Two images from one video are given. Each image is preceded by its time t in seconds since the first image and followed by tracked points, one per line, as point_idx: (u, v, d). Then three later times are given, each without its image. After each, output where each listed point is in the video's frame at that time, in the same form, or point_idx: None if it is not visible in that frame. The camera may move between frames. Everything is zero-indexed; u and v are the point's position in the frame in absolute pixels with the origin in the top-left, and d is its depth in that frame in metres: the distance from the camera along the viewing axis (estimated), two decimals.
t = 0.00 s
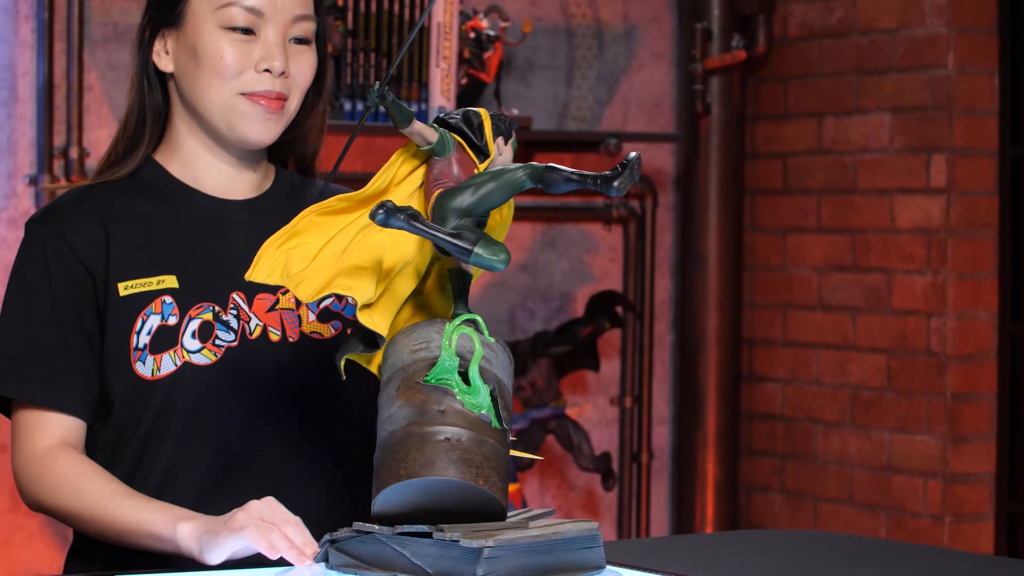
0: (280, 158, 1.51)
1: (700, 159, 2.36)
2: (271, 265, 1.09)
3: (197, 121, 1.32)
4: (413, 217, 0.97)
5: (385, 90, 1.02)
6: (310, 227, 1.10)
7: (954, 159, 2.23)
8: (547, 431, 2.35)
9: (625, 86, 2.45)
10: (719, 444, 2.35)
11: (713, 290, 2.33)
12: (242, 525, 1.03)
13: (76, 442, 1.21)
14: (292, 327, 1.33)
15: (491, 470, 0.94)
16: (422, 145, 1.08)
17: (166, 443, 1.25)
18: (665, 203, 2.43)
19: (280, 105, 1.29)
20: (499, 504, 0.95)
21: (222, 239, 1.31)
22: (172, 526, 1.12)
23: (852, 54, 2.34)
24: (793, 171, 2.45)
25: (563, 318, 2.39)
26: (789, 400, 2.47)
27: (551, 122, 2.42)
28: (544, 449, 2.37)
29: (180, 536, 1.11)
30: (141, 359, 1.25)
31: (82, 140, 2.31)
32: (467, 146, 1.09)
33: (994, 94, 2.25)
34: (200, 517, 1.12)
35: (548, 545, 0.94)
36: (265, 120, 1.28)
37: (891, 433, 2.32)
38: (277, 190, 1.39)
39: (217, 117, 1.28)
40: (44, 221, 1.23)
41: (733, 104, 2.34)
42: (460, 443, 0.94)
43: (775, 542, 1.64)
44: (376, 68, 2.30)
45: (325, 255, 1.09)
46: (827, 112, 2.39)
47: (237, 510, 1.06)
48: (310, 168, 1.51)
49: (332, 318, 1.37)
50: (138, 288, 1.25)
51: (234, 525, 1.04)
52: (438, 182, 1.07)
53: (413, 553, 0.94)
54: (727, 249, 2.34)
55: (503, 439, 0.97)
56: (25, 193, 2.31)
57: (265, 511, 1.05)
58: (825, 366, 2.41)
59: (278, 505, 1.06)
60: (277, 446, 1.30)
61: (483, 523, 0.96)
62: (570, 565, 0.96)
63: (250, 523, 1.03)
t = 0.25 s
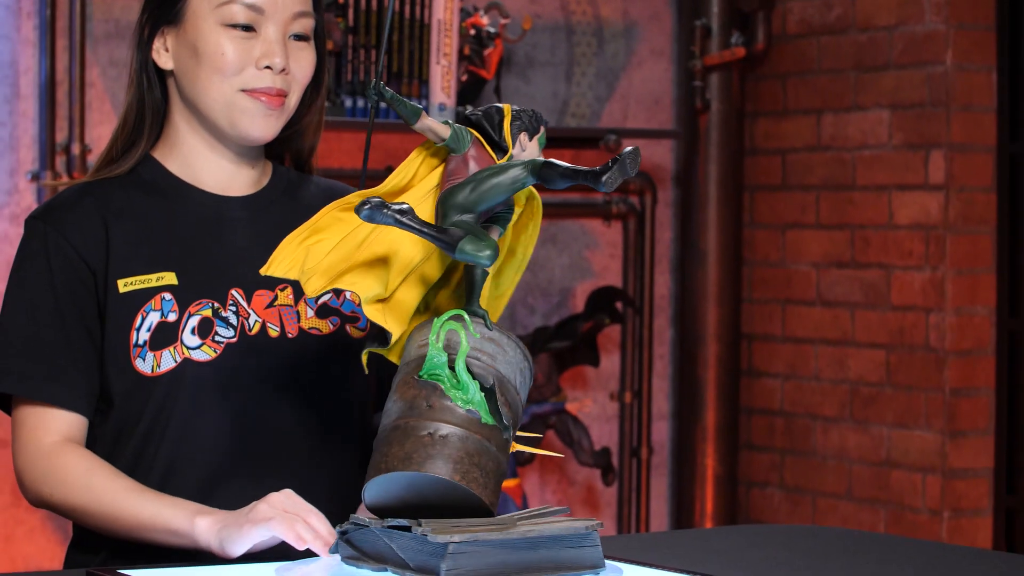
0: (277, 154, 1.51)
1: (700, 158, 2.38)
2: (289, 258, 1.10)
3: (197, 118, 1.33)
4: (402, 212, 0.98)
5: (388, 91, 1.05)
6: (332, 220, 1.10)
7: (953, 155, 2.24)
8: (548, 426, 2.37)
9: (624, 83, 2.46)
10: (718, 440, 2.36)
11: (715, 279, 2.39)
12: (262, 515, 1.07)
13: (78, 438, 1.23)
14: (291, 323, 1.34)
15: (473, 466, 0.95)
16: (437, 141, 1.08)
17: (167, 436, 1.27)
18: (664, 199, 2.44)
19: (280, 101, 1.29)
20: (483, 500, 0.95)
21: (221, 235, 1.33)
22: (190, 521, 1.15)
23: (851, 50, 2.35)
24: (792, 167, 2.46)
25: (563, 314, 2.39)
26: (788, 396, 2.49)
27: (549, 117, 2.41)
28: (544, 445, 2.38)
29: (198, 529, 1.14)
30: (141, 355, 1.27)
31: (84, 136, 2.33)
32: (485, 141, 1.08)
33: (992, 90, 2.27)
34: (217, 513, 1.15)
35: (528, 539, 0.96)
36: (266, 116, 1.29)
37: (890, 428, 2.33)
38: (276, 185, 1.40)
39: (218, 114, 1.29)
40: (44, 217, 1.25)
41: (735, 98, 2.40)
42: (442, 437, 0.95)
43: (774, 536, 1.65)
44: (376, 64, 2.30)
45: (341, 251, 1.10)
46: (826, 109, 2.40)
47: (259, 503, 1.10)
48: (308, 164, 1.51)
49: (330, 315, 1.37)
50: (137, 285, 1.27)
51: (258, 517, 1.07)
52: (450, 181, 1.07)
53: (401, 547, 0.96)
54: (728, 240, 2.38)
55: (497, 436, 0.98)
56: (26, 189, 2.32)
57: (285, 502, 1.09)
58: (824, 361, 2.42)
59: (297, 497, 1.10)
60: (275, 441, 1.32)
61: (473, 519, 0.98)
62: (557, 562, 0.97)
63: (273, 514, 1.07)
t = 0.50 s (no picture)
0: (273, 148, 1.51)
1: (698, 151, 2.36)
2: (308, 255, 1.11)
3: (194, 113, 1.33)
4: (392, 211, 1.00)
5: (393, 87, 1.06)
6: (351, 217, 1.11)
7: (953, 151, 2.24)
8: (547, 422, 2.36)
9: (624, 79, 2.46)
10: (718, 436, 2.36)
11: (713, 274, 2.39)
12: (284, 508, 1.11)
13: (83, 432, 1.23)
14: (289, 319, 1.34)
15: (456, 462, 0.95)
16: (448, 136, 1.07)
17: (167, 432, 1.27)
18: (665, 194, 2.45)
19: (277, 95, 1.29)
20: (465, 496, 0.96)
21: (219, 231, 1.33)
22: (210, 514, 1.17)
23: (851, 46, 2.35)
24: (791, 163, 2.46)
25: (563, 310, 2.40)
26: (788, 391, 2.49)
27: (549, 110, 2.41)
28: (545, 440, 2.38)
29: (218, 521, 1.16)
30: (139, 351, 1.27)
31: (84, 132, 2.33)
32: (497, 136, 1.07)
33: (992, 86, 2.27)
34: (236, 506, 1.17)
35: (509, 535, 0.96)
36: (263, 109, 1.29)
37: (890, 424, 2.33)
38: (273, 179, 1.40)
39: (214, 108, 1.29)
40: (43, 213, 1.25)
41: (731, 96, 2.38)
42: (427, 432, 0.96)
43: (773, 531, 1.65)
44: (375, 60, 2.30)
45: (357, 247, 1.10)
46: (826, 104, 2.40)
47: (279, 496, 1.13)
48: (304, 159, 1.50)
49: (328, 310, 1.38)
50: (136, 281, 1.27)
51: (279, 511, 1.11)
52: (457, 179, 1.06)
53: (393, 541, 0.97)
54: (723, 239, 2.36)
55: (490, 432, 0.98)
56: (27, 185, 2.33)
57: (305, 495, 1.13)
58: (824, 357, 2.43)
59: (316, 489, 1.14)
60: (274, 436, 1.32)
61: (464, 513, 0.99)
62: (546, 558, 0.98)
63: (293, 508, 1.11)
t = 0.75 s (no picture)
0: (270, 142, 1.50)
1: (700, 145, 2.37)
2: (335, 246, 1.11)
3: (190, 106, 1.33)
4: (390, 205, 1.01)
5: (402, 82, 1.06)
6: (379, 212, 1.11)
7: (953, 145, 2.24)
8: (548, 416, 2.38)
9: (623, 73, 2.48)
10: (718, 431, 2.37)
11: (713, 269, 2.40)
12: (307, 502, 1.11)
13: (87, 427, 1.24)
14: (287, 314, 1.34)
15: (438, 456, 0.97)
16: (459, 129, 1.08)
17: (165, 427, 1.27)
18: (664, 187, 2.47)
19: (275, 87, 1.29)
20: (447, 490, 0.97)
21: (218, 226, 1.33)
22: (222, 508, 1.17)
23: (851, 41, 2.36)
24: (791, 157, 2.47)
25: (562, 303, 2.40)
26: (788, 385, 2.50)
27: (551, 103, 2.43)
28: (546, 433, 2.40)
29: (228, 515, 1.17)
30: (138, 347, 1.27)
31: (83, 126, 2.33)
32: (507, 128, 1.06)
33: (993, 80, 2.26)
34: (247, 499, 1.18)
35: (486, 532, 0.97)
36: (261, 102, 1.29)
37: (890, 418, 2.33)
38: (271, 172, 1.41)
39: (212, 101, 1.29)
40: (42, 208, 1.26)
41: (733, 88, 2.40)
42: (414, 425, 0.97)
43: (773, 525, 1.66)
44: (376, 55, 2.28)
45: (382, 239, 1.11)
46: (826, 98, 2.40)
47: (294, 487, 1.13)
48: (301, 153, 1.50)
49: (326, 304, 1.37)
50: (134, 276, 1.27)
51: (298, 504, 1.12)
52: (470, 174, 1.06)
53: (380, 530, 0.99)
54: (726, 230, 2.39)
55: (481, 427, 0.98)
56: (26, 179, 2.33)
57: (320, 484, 1.13)
58: (824, 350, 2.43)
59: (327, 477, 1.15)
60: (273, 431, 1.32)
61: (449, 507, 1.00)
62: (525, 555, 0.99)
63: (312, 502, 1.12)
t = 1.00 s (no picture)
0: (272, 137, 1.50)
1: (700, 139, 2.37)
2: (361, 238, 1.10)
3: (191, 101, 1.33)
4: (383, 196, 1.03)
5: (408, 77, 1.08)
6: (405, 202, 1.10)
7: (953, 139, 2.24)
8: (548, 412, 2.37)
9: (624, 67, 2.48)
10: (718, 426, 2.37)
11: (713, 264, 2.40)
12: (234, 487, 1.04)
13: (78, 419, 1.24)
14: (287, 308, 1.33)
15: (421, 451, 0.98)
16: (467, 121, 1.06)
17: (166, 421, 1.28)
18: (665, 181, 2.50)
19: (275, 81, 1.29)
20: (431, 485, 0.98)
21: (218, 220, 1.33)
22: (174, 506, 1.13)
23: (852, 35, 2.35)
24: (791, 151, 2.47)
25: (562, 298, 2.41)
26: (789, 379, 2.50)
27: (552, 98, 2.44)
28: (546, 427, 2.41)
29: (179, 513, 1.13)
30: (138, 340, 1.27)
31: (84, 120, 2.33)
32: (518, 123, 1.02)
33: (993, 75, 2.27)
34: (196, 496, 1.13)
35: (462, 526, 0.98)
36: (260, 96, 1.29)
37: (890, 412, 2.33)
38: (274, 166, 1.40)
39: (212, 96, 1.29)
40: (41, 202, 1.27)
41: (733, 82, 2.40)
42: (402, 419, 1.00)
43: (774, 520, 1.65)
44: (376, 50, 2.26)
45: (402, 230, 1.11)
46: (826, 92, 2.40)
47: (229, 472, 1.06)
48: (303, 147, 1.49)
49: (327, 298, 1.36)
50: (133, 270, 1.28)
51: (227, 488, 1.04)
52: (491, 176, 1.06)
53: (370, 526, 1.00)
54: (726, 226, 2.41)
55: (470, 421, 0.99)
56: (27, 173, 2.32)
57: (252, 466, 1.05)
58: (824, 344, 2.43)
59: (263, 458, 1.06)
60: (274, 425, 1.32)
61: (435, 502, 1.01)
62: (498, 552, 0.98)
63: (241, 485, 1.03)
